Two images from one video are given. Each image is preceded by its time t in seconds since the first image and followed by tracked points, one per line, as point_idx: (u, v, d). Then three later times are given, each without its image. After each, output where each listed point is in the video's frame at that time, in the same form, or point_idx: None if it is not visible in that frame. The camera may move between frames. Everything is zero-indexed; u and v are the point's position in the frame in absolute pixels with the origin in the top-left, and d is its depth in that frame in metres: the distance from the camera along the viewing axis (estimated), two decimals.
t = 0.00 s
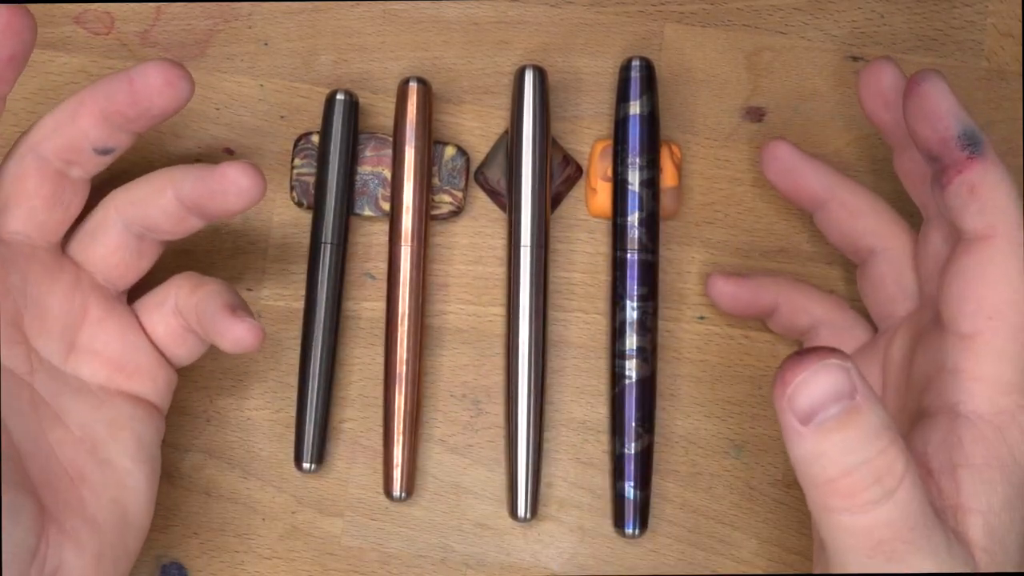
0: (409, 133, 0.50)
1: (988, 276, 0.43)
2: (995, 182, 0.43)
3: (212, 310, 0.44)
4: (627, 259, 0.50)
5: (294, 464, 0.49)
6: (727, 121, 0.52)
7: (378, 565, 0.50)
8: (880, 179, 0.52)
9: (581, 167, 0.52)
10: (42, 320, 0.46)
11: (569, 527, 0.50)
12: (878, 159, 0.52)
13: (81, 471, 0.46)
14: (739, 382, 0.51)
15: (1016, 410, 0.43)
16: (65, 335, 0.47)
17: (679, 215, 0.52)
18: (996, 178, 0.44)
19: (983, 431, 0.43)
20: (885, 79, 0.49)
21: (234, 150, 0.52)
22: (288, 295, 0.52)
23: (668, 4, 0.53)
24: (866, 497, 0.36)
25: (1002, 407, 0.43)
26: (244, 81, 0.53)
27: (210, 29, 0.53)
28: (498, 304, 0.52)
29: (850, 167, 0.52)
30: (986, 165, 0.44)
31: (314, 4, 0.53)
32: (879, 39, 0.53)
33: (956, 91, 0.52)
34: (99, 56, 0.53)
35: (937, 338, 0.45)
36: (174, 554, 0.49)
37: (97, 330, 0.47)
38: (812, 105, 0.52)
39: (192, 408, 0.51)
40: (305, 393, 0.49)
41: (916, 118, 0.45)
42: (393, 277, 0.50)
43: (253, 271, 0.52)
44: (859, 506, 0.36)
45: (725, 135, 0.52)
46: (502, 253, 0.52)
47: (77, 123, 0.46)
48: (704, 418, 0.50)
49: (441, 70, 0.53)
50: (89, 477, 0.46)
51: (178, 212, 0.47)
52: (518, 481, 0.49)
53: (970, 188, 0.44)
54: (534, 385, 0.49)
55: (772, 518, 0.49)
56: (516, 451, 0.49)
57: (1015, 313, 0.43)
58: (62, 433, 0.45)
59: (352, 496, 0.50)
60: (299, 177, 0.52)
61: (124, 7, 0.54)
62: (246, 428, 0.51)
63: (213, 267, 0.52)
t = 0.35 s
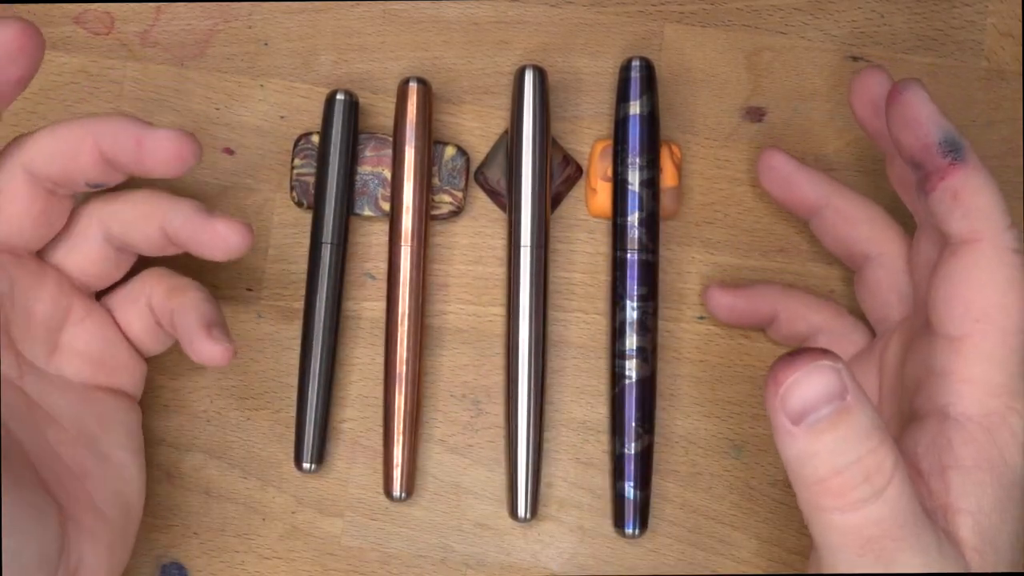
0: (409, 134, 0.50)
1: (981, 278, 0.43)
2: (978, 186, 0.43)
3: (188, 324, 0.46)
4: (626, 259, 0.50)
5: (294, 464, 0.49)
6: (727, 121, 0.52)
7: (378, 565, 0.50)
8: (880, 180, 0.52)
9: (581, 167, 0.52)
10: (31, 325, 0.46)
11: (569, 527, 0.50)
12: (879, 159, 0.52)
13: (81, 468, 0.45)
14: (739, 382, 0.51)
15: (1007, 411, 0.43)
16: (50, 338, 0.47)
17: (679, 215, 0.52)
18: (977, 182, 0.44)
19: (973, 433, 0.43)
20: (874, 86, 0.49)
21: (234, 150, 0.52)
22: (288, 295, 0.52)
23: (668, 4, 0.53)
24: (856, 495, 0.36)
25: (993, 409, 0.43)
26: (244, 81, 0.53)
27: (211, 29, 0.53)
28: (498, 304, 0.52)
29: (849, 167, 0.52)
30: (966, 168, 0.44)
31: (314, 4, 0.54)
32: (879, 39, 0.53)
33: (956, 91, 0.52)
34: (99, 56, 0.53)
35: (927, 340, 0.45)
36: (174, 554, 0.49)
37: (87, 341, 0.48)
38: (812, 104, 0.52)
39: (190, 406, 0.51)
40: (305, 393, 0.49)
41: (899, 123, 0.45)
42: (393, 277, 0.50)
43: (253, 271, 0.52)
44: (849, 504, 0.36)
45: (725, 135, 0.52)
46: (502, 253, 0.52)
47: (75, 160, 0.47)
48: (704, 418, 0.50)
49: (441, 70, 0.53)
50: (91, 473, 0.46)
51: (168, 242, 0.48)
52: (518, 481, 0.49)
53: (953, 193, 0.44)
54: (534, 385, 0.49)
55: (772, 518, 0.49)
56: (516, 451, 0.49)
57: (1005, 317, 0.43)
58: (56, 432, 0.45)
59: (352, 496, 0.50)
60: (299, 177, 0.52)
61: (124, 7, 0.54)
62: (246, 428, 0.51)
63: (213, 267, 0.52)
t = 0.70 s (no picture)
0: (409, 134, 0.50)
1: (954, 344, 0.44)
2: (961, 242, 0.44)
3: (131, 262, 0.51)
4: (627, 259, 0.50)
5: (293, 465, 0.49)
6: (727, 121, 0.52)
7: (378, 564, 0.50)
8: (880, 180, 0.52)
9: (581, 166, 0.52)
10: None
11: (569, 527, 0.50)
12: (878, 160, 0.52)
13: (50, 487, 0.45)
14: (739, 382, 0.51)
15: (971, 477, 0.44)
16: None
17: (679, 216, 0.52)
18: (962, 243, 0.44)
19: (925, 490, 0.44)
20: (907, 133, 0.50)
21: (234, 150, 0.52)
22: (288, 295, 0.52)
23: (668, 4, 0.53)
24: (751, 545, 0.42)
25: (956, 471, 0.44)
26: (244, 81, 0.53)
27: (211, 29, 0.53)
28: (498, 304, 0.52)
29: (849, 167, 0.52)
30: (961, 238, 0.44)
31: (314, 5, 0.54)
32: (879, 39, 0.53)
33: (956, 91, 0.52)
34: (99, 56, 0.53)
35: (906, 401, 0.47)
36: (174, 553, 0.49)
37: (32, 364, 0.48)
38: (812, 105, 0.52)
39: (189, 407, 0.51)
40: (305, 394, 0.49)
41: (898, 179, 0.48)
42: (393, 277, 0.50)
43: (253, 271, 0.52)
44: (739, 553, 0.42)
45: (726, 135, 0.52)
46: (502, 253, 0.52)
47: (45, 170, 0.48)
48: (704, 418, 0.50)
49: (442, 70, 0.53)
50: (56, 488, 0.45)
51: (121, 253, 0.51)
52: (519, 481, 0.49)
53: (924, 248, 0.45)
54: (534, 386, 0.49)
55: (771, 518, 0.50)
56: (516, 452, 0.49)
57: (982, 396, 0.43)
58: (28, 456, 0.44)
59: (352, 496, 0.50)
60: (299, 176, 0.52)
61: (124, 7, 0.54)
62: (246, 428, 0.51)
63: (213, 268, 0.52)
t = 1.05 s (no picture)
0: (409, 134, 0.50)
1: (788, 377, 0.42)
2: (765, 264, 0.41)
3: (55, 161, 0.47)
4: (626, 259, 0.50)
5: (294, 465, 0.49)
6: (727, 121, 0.52)
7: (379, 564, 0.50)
8: (880, 180, 0.52)
9: (581, 166, 0.52)
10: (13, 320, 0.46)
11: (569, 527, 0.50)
12: (879, 159, 0.52)
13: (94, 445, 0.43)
14: (739, 382, 0.51)
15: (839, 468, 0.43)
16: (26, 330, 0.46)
17: (678, 216, 0.52)
18: (770, 276, 0.41)
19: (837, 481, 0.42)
20: (792, 165, 0.47)
21: (234, 150, 0.52)
22: (288, 295, 0.52)
23: (668, 4, 0.53)
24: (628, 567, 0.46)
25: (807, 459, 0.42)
26: (244, 81, 0.53)
27: (211, 29, 0.53)
28: (498, 304, 0.52)
29: (849, 167, 0.52)
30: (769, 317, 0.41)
31: (314, 5, 0.54)
32: (879, 39, 0.53)
33: (955, 91, 0.52)
34: (99, 56, 0.53)
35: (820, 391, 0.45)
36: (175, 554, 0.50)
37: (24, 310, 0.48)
38: (811, 104, 0.52)
39: (188, 406, 0.51)
40: (306, 394, 0.49)
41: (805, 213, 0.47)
42: (393, 277, 0.50)
43: (253, 271, 0.52)
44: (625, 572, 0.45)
45: (726, 135, 0.52)
46: (503, 253, 0.52)
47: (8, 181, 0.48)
48: (703, 418, 0.50)
49: (442, 70, 0.53)
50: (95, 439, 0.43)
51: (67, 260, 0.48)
52: (518, 481, 0.49)
53: (781, 283, 0.41)
54: (534, 385, 0.49)
55: (771, 518, 0.50)
56: (517, 451, 0.49)
57: (819, 423, 0.42)
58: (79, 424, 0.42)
59: (353, 496, 0.50)
60: (299, 177, 0.52)
61: (124, 7, 0.54)
62: (246, 428, 0.51)
63: (213, 268, 0.52)
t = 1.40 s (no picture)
0: (409, 133, 0.50)
1: (830, 497, 0.42)
2: (817, 377, 0.41)
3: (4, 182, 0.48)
4: (626, 259, 0.50)
5: (294, 466, 0.49)
6: (727, 121, 0.52)
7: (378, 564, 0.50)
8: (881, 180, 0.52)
9: (581, 166, 0.52)
10: None
11: (568, 528, 0.50)
12: (879, 160, 0.52)
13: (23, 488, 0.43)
14: (739, 382, 0.50)
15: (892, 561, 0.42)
16: None
17: (678, 216, 0.52)
18: (817, 385, 0.41)
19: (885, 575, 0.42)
20: (872, 228, 0.46)
21: (233, 150, 0.52)
22: (288, 295, 0.52)
23: (668, 4, 0.53)
24: None
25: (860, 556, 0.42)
26: (244, 80, 0.53)
27: (211, 29, 0.53)
28: (498, 304, 0.52)
29: (848, 167, 0.52)
30: (814, 426, 0.42)
31: (314, 5, 0.54)
32: (879, 40, 0.53)
33: (955, 91, 0.52)
34: (99, 56, 0.53)
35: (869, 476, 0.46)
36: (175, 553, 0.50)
37: None
38: (812, 105, 0.52)
39: (187, 407, 0.51)
40: (305, 394, 0.49)
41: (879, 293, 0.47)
42: (393, 277, 0.50)
43: (253, 270, 0.52)
44: None
45: (726, 135, 0.52)
46: (502, 253, 0.52)
47: None
48: (703, 418, 0.50)
49: (442, 70, 0.53)
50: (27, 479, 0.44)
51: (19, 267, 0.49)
52: (518, 481, 0.49)
53: (830, 403, 0.41)
54: (534, 386, 0.49)
55: (771, 518, 0.50)
56: (517, 452, 0.49)
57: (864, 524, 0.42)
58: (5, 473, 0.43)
59: (352, 495, 0.50)
60: (299, 176, 0.52)
61: (124, 7, 0.54)
62: (245, 428, 0.51)
63: (212, 268, 0.52)
